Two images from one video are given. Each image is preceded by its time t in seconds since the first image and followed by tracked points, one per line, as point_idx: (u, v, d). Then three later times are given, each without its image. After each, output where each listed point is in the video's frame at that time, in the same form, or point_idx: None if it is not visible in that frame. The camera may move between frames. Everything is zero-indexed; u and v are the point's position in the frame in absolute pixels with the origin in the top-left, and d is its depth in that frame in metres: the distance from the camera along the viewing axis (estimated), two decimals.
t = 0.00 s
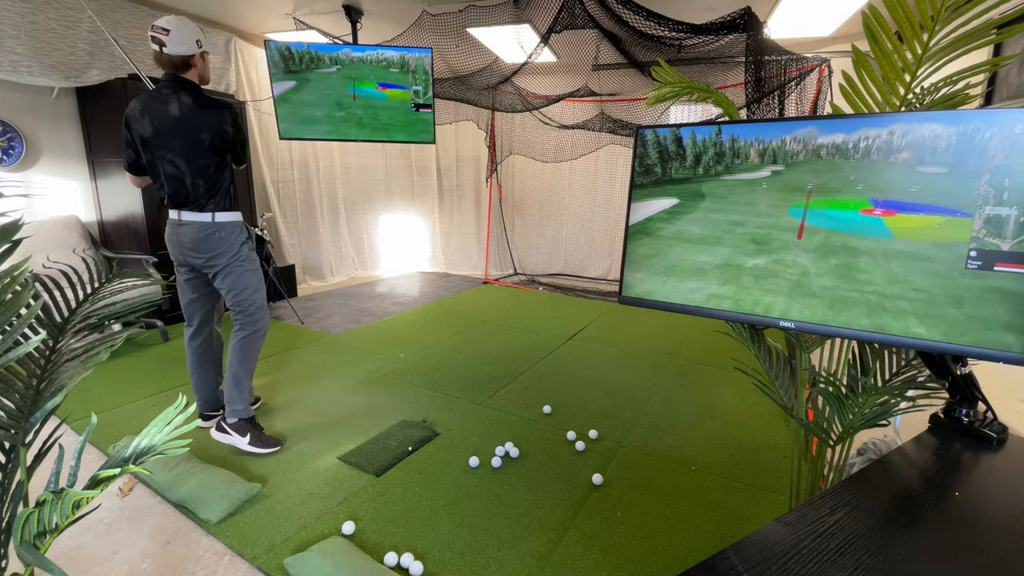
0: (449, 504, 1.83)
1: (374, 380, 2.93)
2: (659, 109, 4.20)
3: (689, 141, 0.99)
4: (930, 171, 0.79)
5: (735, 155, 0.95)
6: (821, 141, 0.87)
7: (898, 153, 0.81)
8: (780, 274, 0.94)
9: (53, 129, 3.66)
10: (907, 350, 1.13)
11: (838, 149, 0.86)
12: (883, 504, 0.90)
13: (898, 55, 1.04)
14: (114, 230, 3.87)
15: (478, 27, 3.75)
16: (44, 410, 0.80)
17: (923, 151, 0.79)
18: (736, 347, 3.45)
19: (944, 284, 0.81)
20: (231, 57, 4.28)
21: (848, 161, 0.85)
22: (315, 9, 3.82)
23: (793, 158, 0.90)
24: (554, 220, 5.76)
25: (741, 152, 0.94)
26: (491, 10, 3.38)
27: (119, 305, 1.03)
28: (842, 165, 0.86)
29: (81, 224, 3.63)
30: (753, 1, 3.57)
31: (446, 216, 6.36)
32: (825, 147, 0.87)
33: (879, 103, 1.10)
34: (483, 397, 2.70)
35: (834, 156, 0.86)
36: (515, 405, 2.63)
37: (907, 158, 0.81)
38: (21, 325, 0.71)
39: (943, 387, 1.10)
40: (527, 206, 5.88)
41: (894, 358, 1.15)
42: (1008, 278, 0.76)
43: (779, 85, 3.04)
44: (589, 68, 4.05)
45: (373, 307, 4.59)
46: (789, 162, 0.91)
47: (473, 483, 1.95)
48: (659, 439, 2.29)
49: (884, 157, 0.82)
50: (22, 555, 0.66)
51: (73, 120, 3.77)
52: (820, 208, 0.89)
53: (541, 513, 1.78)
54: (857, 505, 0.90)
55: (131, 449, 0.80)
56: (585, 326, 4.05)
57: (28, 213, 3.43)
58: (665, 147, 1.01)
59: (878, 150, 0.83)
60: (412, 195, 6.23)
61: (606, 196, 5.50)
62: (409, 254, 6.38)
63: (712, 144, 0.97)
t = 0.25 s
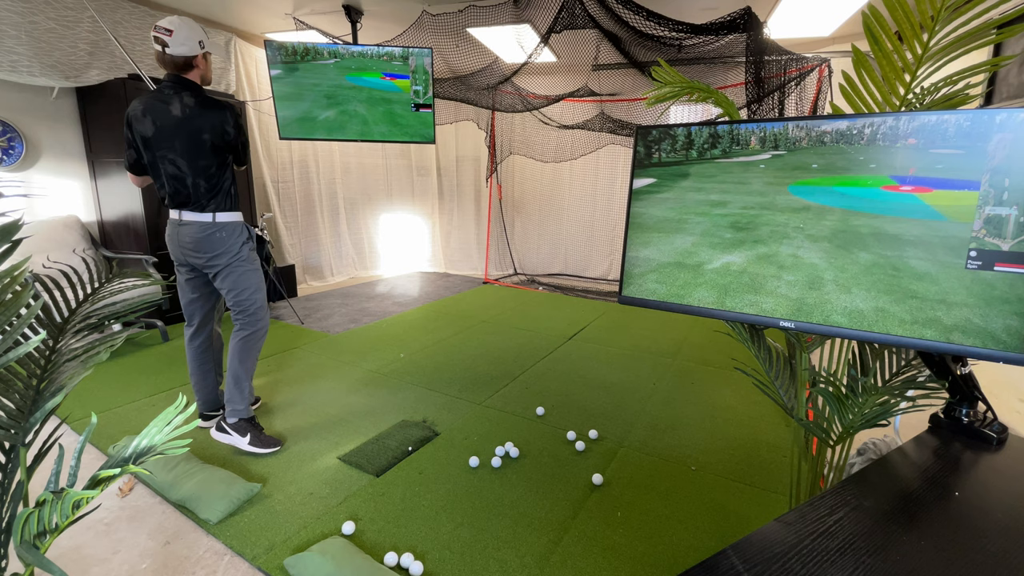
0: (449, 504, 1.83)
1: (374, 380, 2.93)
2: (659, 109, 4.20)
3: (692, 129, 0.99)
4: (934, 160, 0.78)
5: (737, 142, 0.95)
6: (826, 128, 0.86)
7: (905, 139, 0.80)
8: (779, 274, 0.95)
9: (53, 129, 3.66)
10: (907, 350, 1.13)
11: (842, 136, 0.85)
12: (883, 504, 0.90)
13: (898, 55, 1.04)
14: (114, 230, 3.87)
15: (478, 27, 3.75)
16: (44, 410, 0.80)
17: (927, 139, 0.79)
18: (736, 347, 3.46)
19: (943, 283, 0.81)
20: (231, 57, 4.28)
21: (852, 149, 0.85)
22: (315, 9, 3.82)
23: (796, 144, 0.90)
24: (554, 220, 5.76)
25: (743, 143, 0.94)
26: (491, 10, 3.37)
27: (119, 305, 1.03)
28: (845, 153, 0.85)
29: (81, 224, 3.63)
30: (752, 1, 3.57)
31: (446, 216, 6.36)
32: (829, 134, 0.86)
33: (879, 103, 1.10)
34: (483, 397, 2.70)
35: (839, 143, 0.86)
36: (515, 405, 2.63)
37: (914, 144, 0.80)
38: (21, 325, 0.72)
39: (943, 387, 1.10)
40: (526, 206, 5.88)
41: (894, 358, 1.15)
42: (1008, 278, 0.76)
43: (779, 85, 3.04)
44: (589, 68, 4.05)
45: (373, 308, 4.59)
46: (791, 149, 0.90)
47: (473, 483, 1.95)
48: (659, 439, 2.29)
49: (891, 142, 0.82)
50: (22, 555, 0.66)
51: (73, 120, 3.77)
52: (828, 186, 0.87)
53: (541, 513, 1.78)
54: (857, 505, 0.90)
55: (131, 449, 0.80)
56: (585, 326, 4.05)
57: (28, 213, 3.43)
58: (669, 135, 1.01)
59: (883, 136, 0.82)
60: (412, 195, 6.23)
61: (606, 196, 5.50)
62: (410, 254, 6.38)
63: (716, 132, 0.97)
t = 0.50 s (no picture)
0: (449, 503, 1.83)
1: (374, 380, 2.93)
2: (659, 109, 4.20)
3: (692, 134, 0.99)
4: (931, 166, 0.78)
5: (737, 147, 0.95)
6: (826, 134, 0.86)
7: (904, 146, 0.80)
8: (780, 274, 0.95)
9: (53, 129, 3.66)
10: (907, 350, 1.13)
11: (842, 142, 0.85)
12: (883, 504, 0.90)
13: (898, 55, 1.04)
14: (114, 230, 3.87)
15: (478, 27, 3.74)
16: (44, 410, 0.80)
17: (926, 146, 0.79)
18: (736, 347, 3.46)
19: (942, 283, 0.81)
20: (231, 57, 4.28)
21: (851, 155, 0.85)
22: (315, 9, 3.82)
23: (796, 150, 0.90)
24: (554, 220, 5.76)
25: (742, 148, 0.94)
26: (491, 10, 3.37)
27: (119, 305, 1.03)
28: (845, 159, 0.85)
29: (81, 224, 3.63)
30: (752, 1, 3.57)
31: (446, 216, 6.36)
32: (828, 142, 0.86)
33: (879, 103, 1.10)
34: (483, 397, 2.70)
35: (839, 150, 0.86)
36: (515, 405, 2.63)
37: (913, 152, 0.80)
38: (21, 325, 0.71)
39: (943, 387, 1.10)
40: (526, 206, 5.88)
41: (894, 358, 1.15)
42: (1008, 277, 0.76)
43: (779, 85, 3.04)
44: (589, 68, 4.05)
45: (373, 308, 4.59)
46: (791, 154, 0.90)
47: (473, 483, 1.95)
48: (659, 439, 2.29)
49: (890, 150, 0.82)
50: (22, 555, 0.66)
51: (73, 120, 3.77)
52: (832, 187, 0.87)
53: (541, 513, 1.78)
54: (857, 505, 0.90)
55: (131, 449, 0.80)
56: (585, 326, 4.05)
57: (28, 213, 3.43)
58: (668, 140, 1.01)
59: (882, 144, 0.82)
60: (412, 195, 6.23)
61: (606, 196, 5.49)
62: (410, 254, 6.38)
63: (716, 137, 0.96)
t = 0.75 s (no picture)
0: (449, 503, 1.83)
1: (374, 380, 2.93)
2: (659, 109, 4.20)
3: (691, 139, 0.98)
4: (931, 173, 0.79)
5: (737, 154, 0.95)
6: (825, 143, 0.86)
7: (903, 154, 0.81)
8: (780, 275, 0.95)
9: (53, 129, 3.66)
10: (907, 350, 1.13)
11: (841, 151, 0.85)
12: (883, 504, 0.90)
13: (898, 55, 1.04)
14: (114, 230, 3.87)
15: (478, 27, 3.74)
16: (44, 410, 0.80)
17: (927, 155, 0.79)
18: (736, 347, 3.45)
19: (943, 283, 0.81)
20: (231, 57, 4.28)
21: (849, 164, 0.85)
22: (315, 9, 3.82)
23: (795, 158, 0.90)
24: (554, 220, 5.76)
25: (742, 155, 0.94)
26: (491, 10, 3.37)
27: (119, 305, 1.03)
28: (845, 168, 0.85)
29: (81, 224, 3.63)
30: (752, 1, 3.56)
31: (446, 216, 6.36)
32: (828, 150, 0.86)
33: (879, 103, 1.10)
34: (483, 397, 2.70)
35: (837, 158, 0.86)
36: (514, 405, 2.63)
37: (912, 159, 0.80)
38: (21, 325, 0.72)
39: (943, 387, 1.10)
40: (526, 206, 5.88)
41: (894, 358, 1.15)
42: (1008, 277, 0.76)
43: (779, 85, 3.04)
44: (589, 68, 4.05)
45: (373, 308, 4.59)
46: (790, 162, 0.90)
47: (473, 483, 1.95)
48: (659, 439, 2.29)
49: (889, 159, 0.82)
50: (22, 555, 0.66)
51: (73, 120, 3.77)
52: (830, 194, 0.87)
53: (541, 513, 1.78)
54: (856, 505, 0.90)
55: (131, 449, 0.80)
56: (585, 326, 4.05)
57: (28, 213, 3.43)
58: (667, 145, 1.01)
59: (881, 153, 0.82)
60: (412, 195, 6.23)
61: (606, 196, 5.49)
62: (410, 254, 6.38)
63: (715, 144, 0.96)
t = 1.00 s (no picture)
0: (449, 503, 1.83)
1: (374, 380, 2.93)
2: (659, 109, 4.20)
3: (690, 143, 0.98)
4: (930, 176, 0.79)
5: (736, 160, 0.95)
6: (824, 150, 0.87)
7: (902, 160, 0.81)
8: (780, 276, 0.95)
9: (53, 129, 3.66)
10: (907, 350, 1.13)
11: (841, 157, 0.85)
12: (883, 504, 0.90)
13: (898, 55, 1.04)
14: (114, 230, 3.87)
15: (478, 28, 3.74)
16: (44, 410, 0.80)
17: (927, 162, 0.79)
18: (736, 347, 3.46)
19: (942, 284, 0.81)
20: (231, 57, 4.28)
21: (849, 170, 0.85)
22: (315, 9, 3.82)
23: (795, 164, 0.90)
24: (554, 220, 5.76)
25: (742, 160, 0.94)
26: (491, 10, 3.37)
27: (119, 305, 1.03)
28: (845, 174, 0.85)
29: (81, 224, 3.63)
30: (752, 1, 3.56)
31: (446, 216, 6.36)
32: (827, 157, 0.86)
33: (879, 103, 1.10)
34: (483, 397, 2.70)
35: (837, 165, 0.86)
36: (514, 404, 2.63)
37: (911, 165, 0.80)
38: (21, 325, 0.71)
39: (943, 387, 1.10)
40: (526, 206, 5.88)
41: (894, 358, 1.15)
42: (1009, 277, 0.76)
43: (779, 85, 3.04)
44: (589, 68, 4.05)
45: (373, 308, 4.59)
46: (790, 168, 0.90)
47: (473, 483, 1.95)
48: (659, 439, 2.29)
49: (889, 166, 0.82)
50: (22, 555, 0.66)
51: (73, 120, 3.77)
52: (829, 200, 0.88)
53: (541, 513, 1.77)
54: (857, 505, 0.90)
55: (131, 449, 0.80)
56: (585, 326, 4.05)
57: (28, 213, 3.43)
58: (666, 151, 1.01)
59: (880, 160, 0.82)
60: (412, 195, 6.23)
61: (606, 196, 5.49)
62: (410, 254, 6.38)
63: (714, 150, 0.97)
